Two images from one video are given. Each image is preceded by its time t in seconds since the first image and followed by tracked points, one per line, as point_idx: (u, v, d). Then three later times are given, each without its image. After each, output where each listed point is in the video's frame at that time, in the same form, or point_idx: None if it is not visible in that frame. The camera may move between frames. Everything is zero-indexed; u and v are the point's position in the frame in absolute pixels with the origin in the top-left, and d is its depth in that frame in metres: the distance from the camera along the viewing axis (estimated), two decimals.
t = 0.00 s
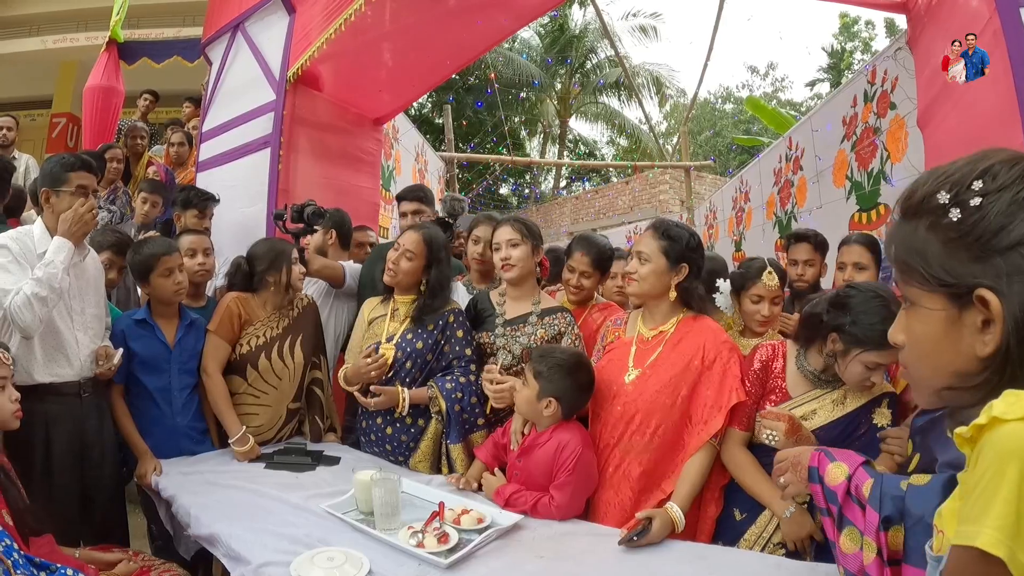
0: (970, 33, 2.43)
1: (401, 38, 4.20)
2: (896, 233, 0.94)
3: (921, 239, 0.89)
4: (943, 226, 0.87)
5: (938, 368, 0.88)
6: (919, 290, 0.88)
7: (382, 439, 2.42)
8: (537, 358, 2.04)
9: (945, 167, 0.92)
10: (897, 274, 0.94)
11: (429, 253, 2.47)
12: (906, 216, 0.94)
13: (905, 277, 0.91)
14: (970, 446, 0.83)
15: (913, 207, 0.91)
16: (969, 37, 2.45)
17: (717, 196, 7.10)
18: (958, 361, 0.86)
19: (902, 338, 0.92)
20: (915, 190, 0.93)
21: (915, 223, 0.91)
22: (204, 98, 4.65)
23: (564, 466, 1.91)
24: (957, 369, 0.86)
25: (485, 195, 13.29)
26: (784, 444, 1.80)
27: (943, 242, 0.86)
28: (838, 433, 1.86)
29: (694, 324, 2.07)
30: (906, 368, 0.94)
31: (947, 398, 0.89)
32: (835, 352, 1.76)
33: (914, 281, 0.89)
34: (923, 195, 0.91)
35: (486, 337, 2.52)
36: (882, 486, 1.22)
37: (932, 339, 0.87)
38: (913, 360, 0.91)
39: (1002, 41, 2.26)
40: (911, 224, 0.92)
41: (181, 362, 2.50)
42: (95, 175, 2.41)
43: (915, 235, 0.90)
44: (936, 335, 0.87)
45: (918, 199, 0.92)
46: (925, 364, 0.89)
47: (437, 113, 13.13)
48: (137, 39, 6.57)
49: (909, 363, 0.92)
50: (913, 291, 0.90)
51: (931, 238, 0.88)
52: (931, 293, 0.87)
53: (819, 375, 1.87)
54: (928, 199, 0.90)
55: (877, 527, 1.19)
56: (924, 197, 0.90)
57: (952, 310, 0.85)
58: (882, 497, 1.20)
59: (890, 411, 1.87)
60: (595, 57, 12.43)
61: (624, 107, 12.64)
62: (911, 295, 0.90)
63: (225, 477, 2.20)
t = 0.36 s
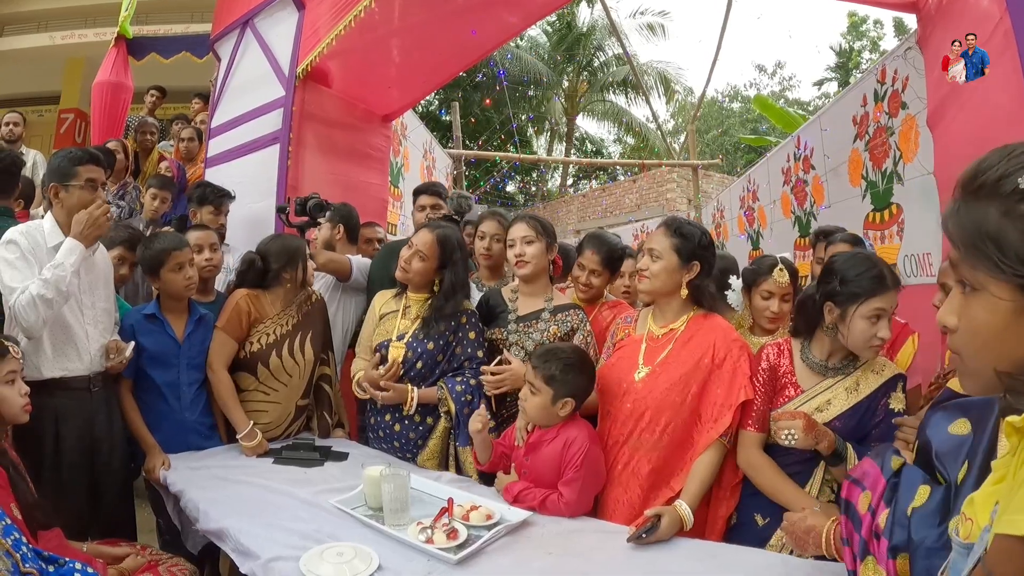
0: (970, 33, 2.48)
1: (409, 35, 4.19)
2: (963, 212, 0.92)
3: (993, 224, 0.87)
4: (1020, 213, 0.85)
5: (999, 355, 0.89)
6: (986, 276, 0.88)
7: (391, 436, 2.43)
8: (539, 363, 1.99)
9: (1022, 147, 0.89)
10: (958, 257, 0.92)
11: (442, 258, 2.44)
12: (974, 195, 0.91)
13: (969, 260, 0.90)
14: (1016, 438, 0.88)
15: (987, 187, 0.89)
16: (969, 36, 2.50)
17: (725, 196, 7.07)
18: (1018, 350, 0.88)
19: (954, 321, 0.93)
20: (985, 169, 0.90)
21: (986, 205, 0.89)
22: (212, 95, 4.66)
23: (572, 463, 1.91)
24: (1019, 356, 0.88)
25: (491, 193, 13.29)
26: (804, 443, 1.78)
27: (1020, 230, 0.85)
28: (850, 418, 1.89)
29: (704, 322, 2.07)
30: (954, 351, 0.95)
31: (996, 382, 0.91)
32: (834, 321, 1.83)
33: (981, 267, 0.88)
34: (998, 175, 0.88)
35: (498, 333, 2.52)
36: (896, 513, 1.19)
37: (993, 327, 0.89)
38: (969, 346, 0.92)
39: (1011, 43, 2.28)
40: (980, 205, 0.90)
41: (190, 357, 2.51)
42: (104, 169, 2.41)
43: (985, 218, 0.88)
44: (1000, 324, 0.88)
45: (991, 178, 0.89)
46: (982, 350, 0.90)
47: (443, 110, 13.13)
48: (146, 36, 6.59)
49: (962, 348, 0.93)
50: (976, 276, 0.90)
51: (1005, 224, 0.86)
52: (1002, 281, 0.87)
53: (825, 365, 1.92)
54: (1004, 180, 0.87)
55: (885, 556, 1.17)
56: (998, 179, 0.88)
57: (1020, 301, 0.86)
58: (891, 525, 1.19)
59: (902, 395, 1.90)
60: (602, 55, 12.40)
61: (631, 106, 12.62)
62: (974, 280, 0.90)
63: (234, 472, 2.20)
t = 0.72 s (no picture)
0: (970, 34, 2.48)
1: (408, 37, 4.20)
2: (943, 217, 0.91)
3: (976, 231, 0.86)
4: (1004, 219, 0.84)
5: (981, 366, 0.90)
6: (969, 284, 0.88)
7: (389, 439, 2.42)
8: (529, 368, 1.99)
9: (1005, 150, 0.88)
10: (939, 265, 0.92)
11: (446, 247, 2.49)
12: (953, 200, 0.90)
13: (952, 267, 0.90)
14: (1001, 443, 0.88)
15: (969, 191, 0.88)
16: (969, 37, 2.50)
17: (723, 198, 7.08)
18: (1003, 360, 0.88)
19: (933, 330, 0.94)
20: (966, 172, 0.89)
21: (967, 210, 0.88)
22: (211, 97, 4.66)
23: (566, 466, 1.92)
24: (1003, 367, 0.88)
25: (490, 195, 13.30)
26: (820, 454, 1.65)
27: (1005, 237, 0.84)
28: (844, 413, 1.85)
29: (701, 324, 2.08)
30: (935, 362, 0.95)
31: (980, 392, 0.92)
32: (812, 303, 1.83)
33: (965, 274, 0.88)
34: (980, 178, 0.87)
35: (496, 336, 2.53)
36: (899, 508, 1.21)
37: (976, 338, 0.89)
38: (951, 357, 0.92)
39: (1008, 46, 2.28)
40: (961, 210, 0.89)
41: (187, 359, 2.51)
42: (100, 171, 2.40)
43: (968, 224, 0.87)
44: (984, 334, 0.88)
45: (972, 183, 0.88)
46: (964, 360, 0.91)
47: (442, 112, 13.13)
48: (145, 38, 6.59)
49: (942, 359, 0.94)
50: (959, 285, 0.90)
51: (988, 231, 0.85)
52: (986, 290, 0.86)
53: (812, 357, 1.90)
54: (987, 185, 0.86)
55: (890, 546, 1.20)
56: (981, 183, 0.87)
57: (1004, 311, 0.86)
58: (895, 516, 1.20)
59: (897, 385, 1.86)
60: (601, 57, 12.42)
61: (630, 108, 12.63)
62: (957, 288, 0.90)
63: (232, 474, 2.20)
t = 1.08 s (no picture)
0: (970, 33, 2.48)
1: (410, 38, 4.21)
2: (904, 241, 0.88)
3: (935, 247, 0.84)
4: (961, 233, 0.82)
5: (960, 384, 0.83)
6: (937, 303, 0.84)
7: (391, 438, 2.42)
8: (514, 371, 2.00)
9: (953, 165, 0.87)
10: (905, 288, 0.89)
11: (439, 242, 2.52)
12: (911, 222, 0.88)
13: (917, 288, 0.86)
14: (984, 449, 0.81)
15: (924, 211, 0.86)
16: (969, 37, 2.50)
17: (724, 198, 7.08)
18: (982, 375, 0.82)
19: (909, 356, 0.88)
20: (920, 193, 0.88)
21: (926, 230, 0.85)
22: (212, 98, 4.68)
23: (559, 469, 1.92)
24: (982, 384, 0.82)
25: (491, 196, 13.31)
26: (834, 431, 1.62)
27: (963, 250, 0.81)
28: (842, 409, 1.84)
29: (702, 325, 2.08)
30: (915, 387, 0.89)
31: (964, 413, 0.85)
32: (797, 298, 1.87)
33: (930, 292, 0.84)
34: (934, 196, 0.85)
35: (494, 336, 2.53)
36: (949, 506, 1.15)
37: (950, 355, 0.83)
38: (926, 379, 0.86)
39: (1009, 45, 2.28)
40: (920, 230, 0.86)
41: (190, 359, 2.52)
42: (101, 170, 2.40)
43: (928, 242, 0.85)
44: (957, 351, 0.82)
45: (927, 202, 0.86)
46: (940, 380, 0.84)
47: (444, 112, 13.14)
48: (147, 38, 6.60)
49: (921, 382, 0.87)
50: (927, 304, 0.85)
51: (948, 247, 0.83)
52: (953, 306, 0.82)
53: (801, 356, 1.89)
54: (941, 202, 0.84)
55: (945, 525, 1.15)
56: (934, 200, 0.85)
57: (975, 324, 0.81)
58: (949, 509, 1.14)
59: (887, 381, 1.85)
60: (602, 58, 12.42)
61: (631, 108, 12.63)
62: (924, 309, 0.86)
63: (233, 474, 2.20)
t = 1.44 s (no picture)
0: (970, 33, 2.48)
1: (410, 39, 4.22)
2: (879, 251, 0.89)
3: (909, 257, 0.84)
4: (934, 243, 0.81)
5: (937, 391, 0.83)
6: (912, 314, 0.84)
7: (392, 437, 2.43)
8: (512, 370, 2.01)
9: (929, 173, 0.86)
10: (883, 297, 0.89)
11: (428, 243, 2.54)
12: (888, 232, 0.88)
13: (893, 299, 0.86)
14: (958, 447, 0.80)
15: (899, 222, 0.86)
16: (969, 37, 2.51)
17: (724, 199, 7.09)
18: (958, 384, 0.81)
19: (890, 361, 0.89)
20: (896, 201, 0.88)
21: (901, 240, 0.86)
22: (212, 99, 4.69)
23: (557, 469, 1.93)
24: (959, 392, 0.81)
25: (492, 196, 13.31)
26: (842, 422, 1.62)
27: (936, 262, 0.81)
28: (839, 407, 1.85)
29: (698, 324, 2.08)
30: (897, 393, 0.90)
31: (942, 419, 0.84)
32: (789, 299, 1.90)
33: (905, 304, 0.84)
34: (908, 206, 0.85)
35: (492, 336, 2.54)
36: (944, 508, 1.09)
37: (926, 363, 0.83)
38: (906, 385, 0.87)
39: (1008, 45, 2.28)
40: (895, 241, 0.86)
41: (192, 359, 2.52)
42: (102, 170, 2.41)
43: (903, 252, 0.85)
44: (932, 360, 0.82)
45: (902, 211, 0.86)
46: (918, 387, 0.85)
47: (444, 113, 13.16)
48: (148, 40, 6.61)
49: (901, 388, 0.88)
50: (903, 315, 0.85)
51: (922, 258, 0.83)
52: (927, 317, 0.82)
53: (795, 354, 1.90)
54: (915, 212, 0.84)
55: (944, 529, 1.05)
56: (909, 210, 0.85)
57: (949, 334, 0.80)
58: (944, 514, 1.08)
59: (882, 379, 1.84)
60: (602, 59, 12.42)
61: (631, 108, 12.64)
62: (900, 319, 0.86)
63: (234, 474, 2.21)
